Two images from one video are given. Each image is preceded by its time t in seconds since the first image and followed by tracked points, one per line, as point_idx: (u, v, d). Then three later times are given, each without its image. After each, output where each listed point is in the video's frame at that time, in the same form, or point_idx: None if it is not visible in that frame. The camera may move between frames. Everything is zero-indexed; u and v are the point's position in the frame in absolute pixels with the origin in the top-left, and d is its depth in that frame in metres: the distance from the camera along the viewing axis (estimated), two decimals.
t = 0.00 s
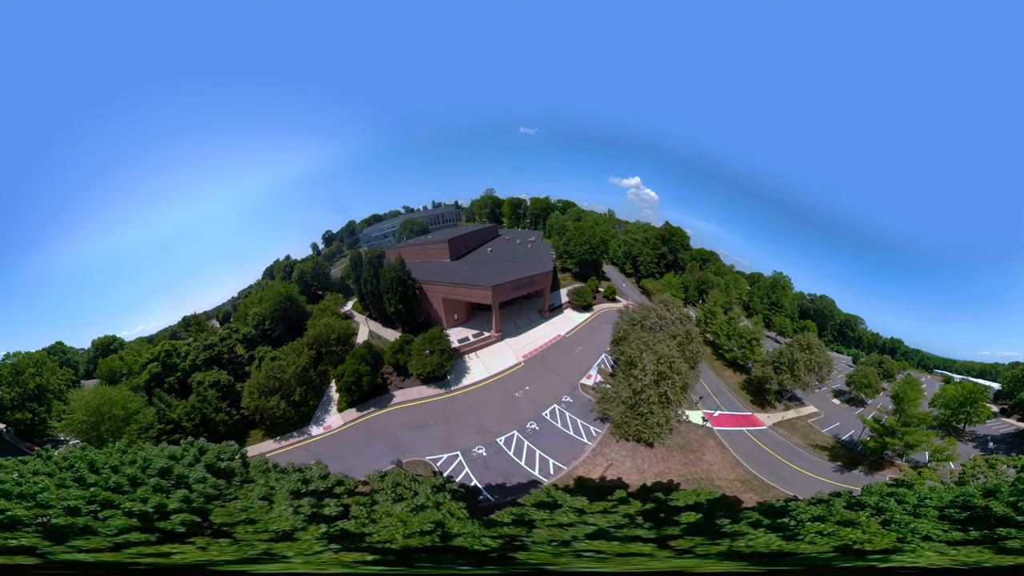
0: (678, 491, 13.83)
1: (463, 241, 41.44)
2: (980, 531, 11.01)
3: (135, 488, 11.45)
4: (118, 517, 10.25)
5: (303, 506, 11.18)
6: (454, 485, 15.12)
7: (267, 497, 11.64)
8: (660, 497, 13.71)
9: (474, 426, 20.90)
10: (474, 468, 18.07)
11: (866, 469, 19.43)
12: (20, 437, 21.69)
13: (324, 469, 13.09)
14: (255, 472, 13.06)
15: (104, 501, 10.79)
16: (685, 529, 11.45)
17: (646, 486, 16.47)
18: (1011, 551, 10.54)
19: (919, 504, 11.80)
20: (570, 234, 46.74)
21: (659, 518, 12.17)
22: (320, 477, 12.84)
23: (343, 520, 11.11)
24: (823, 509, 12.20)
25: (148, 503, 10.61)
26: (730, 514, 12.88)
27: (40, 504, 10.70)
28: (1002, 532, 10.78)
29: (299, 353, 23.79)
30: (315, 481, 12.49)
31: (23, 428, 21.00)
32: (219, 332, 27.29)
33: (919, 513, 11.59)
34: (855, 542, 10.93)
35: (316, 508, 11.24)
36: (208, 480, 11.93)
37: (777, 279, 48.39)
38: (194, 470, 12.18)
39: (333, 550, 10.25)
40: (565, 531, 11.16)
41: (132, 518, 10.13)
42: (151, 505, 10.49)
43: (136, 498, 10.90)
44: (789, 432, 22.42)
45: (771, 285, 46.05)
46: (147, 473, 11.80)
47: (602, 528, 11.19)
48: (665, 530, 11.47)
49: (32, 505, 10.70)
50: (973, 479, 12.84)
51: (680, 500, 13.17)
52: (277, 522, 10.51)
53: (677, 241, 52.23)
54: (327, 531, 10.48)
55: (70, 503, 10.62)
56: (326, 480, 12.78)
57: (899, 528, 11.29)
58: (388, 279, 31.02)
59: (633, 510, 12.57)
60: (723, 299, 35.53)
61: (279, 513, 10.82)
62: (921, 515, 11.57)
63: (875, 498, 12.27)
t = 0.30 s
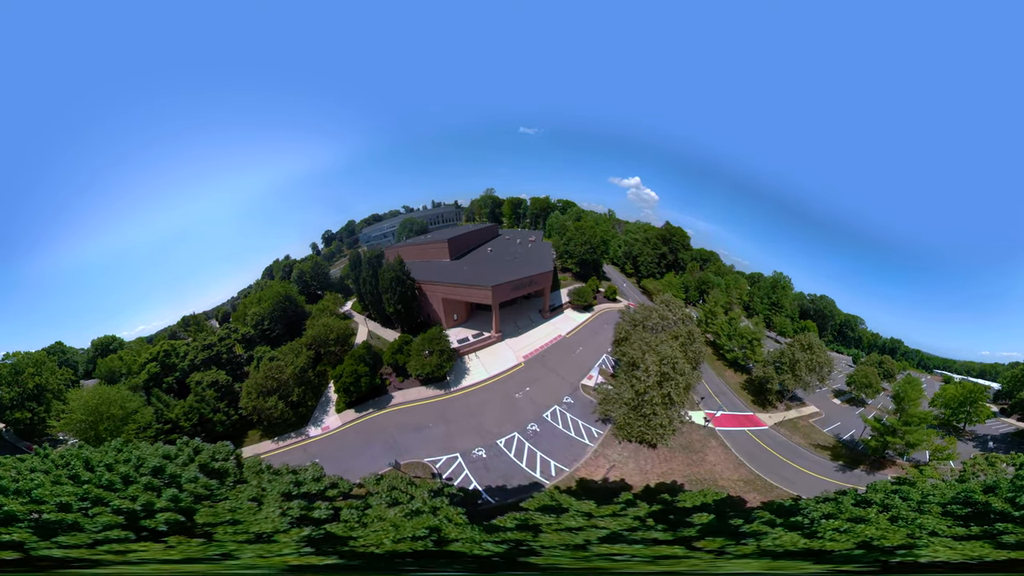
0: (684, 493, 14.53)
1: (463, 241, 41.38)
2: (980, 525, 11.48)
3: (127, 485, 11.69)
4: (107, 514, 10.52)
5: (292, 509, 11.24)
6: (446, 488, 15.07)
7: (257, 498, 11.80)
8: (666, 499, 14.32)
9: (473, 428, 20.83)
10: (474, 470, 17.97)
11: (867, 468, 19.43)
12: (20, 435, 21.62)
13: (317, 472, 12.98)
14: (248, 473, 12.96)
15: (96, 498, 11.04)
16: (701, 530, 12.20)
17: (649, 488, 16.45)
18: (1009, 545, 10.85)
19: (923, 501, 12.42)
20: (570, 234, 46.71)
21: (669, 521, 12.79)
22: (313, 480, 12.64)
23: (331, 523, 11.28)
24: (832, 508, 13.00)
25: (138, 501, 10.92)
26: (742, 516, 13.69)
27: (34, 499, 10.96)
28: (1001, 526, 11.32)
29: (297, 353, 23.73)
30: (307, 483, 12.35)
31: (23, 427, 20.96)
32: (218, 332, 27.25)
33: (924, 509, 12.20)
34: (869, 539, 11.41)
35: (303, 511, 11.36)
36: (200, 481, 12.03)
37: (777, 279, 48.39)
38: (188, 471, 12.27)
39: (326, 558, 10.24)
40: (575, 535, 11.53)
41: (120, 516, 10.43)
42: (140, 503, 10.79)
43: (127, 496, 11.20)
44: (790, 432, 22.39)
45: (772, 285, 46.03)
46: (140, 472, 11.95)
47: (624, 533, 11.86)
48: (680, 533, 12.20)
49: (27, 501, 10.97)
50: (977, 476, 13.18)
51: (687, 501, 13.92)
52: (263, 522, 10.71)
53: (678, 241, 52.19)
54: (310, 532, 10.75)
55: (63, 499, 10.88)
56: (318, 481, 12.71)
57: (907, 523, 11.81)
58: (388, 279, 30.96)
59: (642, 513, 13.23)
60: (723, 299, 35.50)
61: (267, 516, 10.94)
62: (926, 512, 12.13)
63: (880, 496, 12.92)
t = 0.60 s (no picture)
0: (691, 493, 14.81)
1: (462, 240, 41.32)
2: (981, 521, 11.69)
3: (119, 483, 11.87)
4: (96, 511, 10.82)
5: (280, 511, 11.12)
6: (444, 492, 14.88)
7: (246, 499, 11.76)
8: (675, 501, 14.47)
9: (473, 430, 20.78)
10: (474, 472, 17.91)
11: (869, 467, 19.46)
12: (20, 435, 21.54)
13: (311, 474, 12.74)
14: (241, 474, 12.88)
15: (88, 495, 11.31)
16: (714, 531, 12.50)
17: (653, 489, 16.48)
18: (1006, 540, 11.08)
19: (927, 497, 12.59)
20: (571, 233, 46.65)
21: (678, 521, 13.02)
22: (305, 482, 12.42)
23: (318, 526, 11.27)
24: (841, 505, 13.14)
25: (127, 498, 11.26)
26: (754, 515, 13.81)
27: (28, 494, 11.30)
28: (999, 522, 11.45)
29: (296, 354, 23.70)
30: (298, 486, 12.16)
31: (22, 427, 20.88)
32: (217, 333, 27.24)
33: (928, 505, 12.34)
34: (879, 537, 11.64)
35: (292, 513, 11.23)
36: (191, 480, 12.00)
37: (778, 279, 48.38)
38: (180, 470, 12.28)
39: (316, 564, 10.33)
40: (588, 540, 11.72)
41: (107, 513, 10.74)
42: (129, 502, 11.11)
43: (118, 494, 11.50)
44: (792, 431, 22.35)
45: (772, 285, 46.00)
46: (132, 470, 12.07)
47: (643, 536, 12.06)
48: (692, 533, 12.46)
49: (22, 496, 11.31)
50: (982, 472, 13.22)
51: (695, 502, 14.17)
52: (246, 523, 10.79)
53: (678, 241, 52.19)
54: (288, 536, 10.77)
55: (56, 496, 11.23)
56: (310, 484, 12.51)
57: (915, 519, 12.06)
58: (388, 279, 30.90)
59: (654, 514, 13.40)
60: (724, 300, 35.48)
61: (252, 517, 10.93)
62: (930, 508, 12.30)
63: (886, 492, 13.23)
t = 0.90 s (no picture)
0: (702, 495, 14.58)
1: (462, 240, 41.28)
2: (981, 516, 11.73)
3: (112, 481, 11.90)
4: (86, 507, 10.86)
5: (267, 513, 11.08)
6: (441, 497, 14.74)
7: (235, 500, 11.76)
8: (684, 501, 14.47)
9: (474, 431, 20.71)
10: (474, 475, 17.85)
11: (871, 467, 19.48)
12: (19, 434, 21.44)
13: (304, 477, 12.72)
14: (233, 475, 12.92)
15: (80, 491, 11.35)
16: (718, 533, 12.44)
17: (657, 490, 16.46)
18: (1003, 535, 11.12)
19: (930, 493, 12.64)
20: (571, 233, 46.61)
21: (688, 522, 12.98)
22: (297, 484, 12.41)
23: (302, 528, 11.18)
24: (851, 501, 12.96)
25: (117, 495, 11.26)
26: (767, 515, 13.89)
27: (24, 489, 11.39)
28: (998, 517, 11.43)
29: (294, 354, 23.65)
30: (290, 488, 12.12)
31: (22, 426, 20.80)
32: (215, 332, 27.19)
33: (931, 501, 12.41)
34: (891, 533, 11.58)
35: (281, 515, 11.17)
36: (182, 480, 12.02)
37: (778, 279, 48.37)
38: (173, 469, 12.31)
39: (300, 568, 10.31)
40: (610, 544, 11.62)
41: (95, 510, 10.75)
42: (118, 498, 11.14)
43: (110, 491, 11.48)
44: (794, 431, 22.33)
45: (772, 286, 45.96)
46: (125, 468, 12.11)
47: (666, 539, 12.04)
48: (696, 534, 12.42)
49: (18, 491, 11.36)
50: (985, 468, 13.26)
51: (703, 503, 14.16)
52: (226, 523, 10.75)
53: (679, 241, 52.13)
54: (262, 538, 10.53)
55: (49, 492, 11.19)
56: (302, 486, 12.49)
57: (921, 515, 12.07)
58: (387, 279, 30.84)
59: (668, 516, 13.27)
60: (724, 300, 35.44)
61: (236, 518, 10.93)
62: (933, 503, 12.34)
63: (891, 489, 13.13)
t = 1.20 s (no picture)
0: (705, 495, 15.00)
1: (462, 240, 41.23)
2: (981, 511, 11.80)
3: (104, 478, 12.03)
4: (77, 503, 11.06)
5: (251, 515, 10.95)
6: (438, 502, 14.57)
7: (223, 500, 11.71)
8: (692, 504, 14.47)
9: (473, 434, 20.66)
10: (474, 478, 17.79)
11: (874, 466, 19.48)
12: (17, 434, 21.36)
13: (295, 478, 12.59)
14: (226, 475, 12.90)
15: (73, 488, 11.57)
16: (721, 535, 12.44)
17: (662, 491, 16.43)
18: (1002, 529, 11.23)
19: (934, 489, 12.65)
20: (571, 233, 46.55)
21: (704, 523, 13.07)
22: (287, 486, 12.32)
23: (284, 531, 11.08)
24: (861, 498, 12.95)
25: (106, 492, 11.36)
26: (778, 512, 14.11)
27: (20, 484, 11.62)
28: (996, 511, 11.57)
29: (292, 355, 23.58)
30: (279, 490, 12.03)
31: (21, 426, 20.74)
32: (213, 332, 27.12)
33: (935, 497, 12.41)
34: (904, 528, 11.62)
35: (267, 518, 11.06)
36: (171, 479, 12.01)
37: (778, 279, 48.37)
38: (164, 469, 12.34)
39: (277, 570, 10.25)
40: (616, 546, 11.64)
41: (83, 506, 10.93)
42: (106, 495, 11.26)
43: (101, 488, 11.61)
44: (795, 431, 22.31)
45: (772, 286, 45.95)
46: (118, 466, 12.27)
47: (691, 541, 12.08)
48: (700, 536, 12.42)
49: (13, 486, 11.60)
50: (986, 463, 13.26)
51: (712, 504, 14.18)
52: (205, 523, 10.67)
53: (679, 241, 52.06)
54: (228, 540, 10.47)
55: (43, 488, 11.44)
56: (292, 489, 12.38)
57: (926, 510, 12.03)
58: (387, 279, 30.78)
59: (682, 518, 13.23)
60: (725, 300, 35.39)
61: (218, 518, 10.90)
62: (937, 499, 12.34)
63: (896, 486, 13.13)
